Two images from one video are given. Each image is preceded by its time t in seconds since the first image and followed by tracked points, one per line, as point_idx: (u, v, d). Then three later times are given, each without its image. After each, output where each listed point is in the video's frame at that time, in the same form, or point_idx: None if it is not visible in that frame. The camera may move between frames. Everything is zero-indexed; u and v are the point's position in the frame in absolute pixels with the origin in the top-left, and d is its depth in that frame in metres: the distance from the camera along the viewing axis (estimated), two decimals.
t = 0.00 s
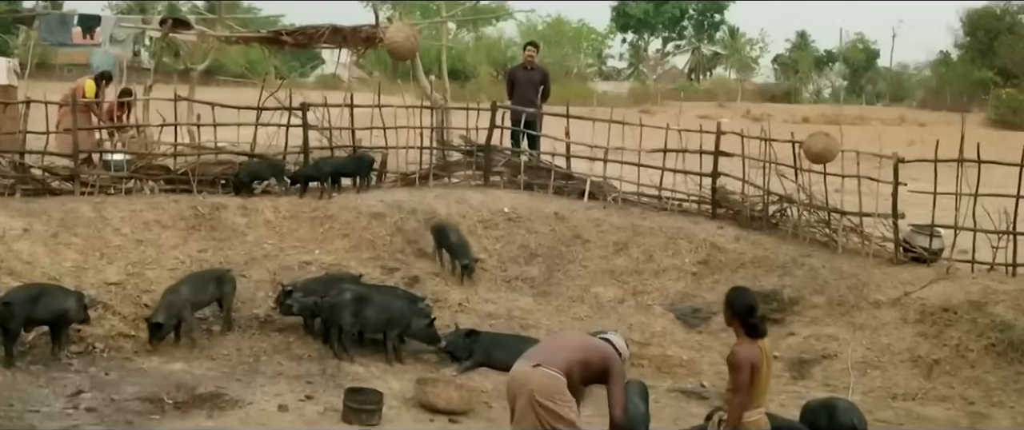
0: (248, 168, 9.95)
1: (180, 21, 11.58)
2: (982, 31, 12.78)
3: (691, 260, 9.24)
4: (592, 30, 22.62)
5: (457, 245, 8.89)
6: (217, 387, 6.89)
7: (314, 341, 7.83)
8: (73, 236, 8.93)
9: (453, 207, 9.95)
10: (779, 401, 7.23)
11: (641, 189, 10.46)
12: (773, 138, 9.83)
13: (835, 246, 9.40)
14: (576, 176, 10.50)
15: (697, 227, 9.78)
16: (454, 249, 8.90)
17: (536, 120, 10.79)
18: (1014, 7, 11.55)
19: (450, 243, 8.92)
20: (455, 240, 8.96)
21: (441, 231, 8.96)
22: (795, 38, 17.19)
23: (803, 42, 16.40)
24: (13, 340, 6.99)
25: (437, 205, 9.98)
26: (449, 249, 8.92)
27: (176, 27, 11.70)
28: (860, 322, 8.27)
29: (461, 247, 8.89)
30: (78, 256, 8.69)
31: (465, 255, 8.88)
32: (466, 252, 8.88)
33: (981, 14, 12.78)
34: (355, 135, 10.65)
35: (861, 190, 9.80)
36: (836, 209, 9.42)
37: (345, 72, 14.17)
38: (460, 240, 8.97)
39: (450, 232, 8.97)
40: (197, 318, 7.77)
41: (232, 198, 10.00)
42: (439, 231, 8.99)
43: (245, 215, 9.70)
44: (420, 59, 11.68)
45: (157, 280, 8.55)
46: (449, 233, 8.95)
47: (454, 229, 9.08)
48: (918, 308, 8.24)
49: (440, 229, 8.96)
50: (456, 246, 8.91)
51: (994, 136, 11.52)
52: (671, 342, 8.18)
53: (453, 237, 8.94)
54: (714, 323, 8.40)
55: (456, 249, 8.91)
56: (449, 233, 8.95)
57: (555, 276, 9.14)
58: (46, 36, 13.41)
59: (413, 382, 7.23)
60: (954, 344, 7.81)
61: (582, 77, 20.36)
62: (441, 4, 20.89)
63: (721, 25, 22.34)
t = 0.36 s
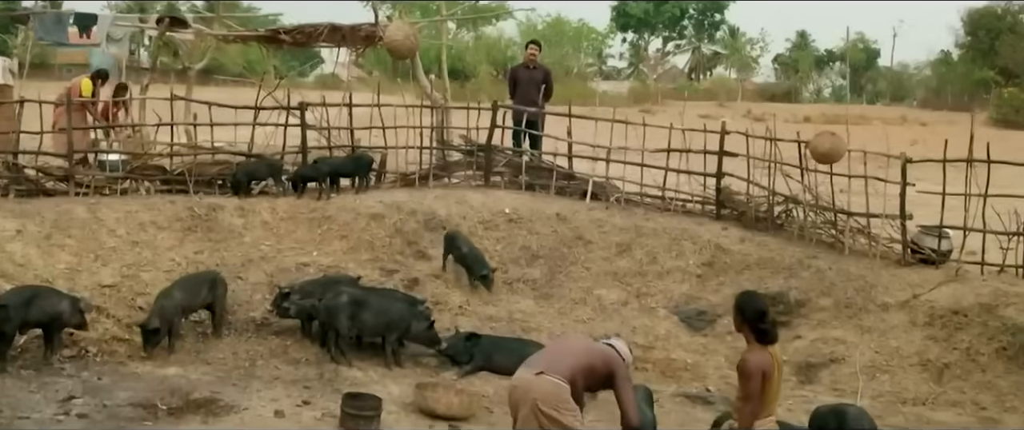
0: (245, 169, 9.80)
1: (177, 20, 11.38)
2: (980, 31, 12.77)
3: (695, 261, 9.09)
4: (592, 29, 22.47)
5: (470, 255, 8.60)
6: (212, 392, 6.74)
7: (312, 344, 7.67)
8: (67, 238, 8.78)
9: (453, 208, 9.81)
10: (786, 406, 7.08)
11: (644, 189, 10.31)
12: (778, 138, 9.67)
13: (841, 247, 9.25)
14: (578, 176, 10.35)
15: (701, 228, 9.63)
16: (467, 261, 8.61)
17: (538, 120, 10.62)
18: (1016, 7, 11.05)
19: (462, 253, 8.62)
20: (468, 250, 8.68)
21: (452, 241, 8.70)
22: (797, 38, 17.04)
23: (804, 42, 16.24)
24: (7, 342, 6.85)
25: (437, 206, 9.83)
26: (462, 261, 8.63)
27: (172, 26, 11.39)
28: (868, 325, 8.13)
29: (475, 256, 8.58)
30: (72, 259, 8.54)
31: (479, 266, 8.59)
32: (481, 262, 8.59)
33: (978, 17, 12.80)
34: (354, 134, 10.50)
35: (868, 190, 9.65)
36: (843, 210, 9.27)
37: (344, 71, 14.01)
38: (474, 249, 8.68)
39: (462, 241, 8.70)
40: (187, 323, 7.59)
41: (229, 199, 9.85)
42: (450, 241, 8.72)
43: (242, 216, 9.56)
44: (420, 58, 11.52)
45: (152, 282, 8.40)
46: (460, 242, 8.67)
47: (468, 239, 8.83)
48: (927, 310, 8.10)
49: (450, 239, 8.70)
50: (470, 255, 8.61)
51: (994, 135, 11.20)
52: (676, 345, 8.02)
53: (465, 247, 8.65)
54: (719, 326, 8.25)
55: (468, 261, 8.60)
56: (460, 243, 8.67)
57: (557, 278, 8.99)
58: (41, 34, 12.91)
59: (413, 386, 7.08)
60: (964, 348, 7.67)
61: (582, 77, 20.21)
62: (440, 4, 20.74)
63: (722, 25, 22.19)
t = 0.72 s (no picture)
0: (238, 169, 9.62)
1: (171, 17, 11.18)
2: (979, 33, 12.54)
3: (698, 264, 8.90)
4: (593, 29, 22.27)
5: (486, 263, 8.33)
6: (201, 398, 6.55)
7: (305, 348, 7.49)
8: (56, 239, 8.61)
9: (451, 209, 9.62)
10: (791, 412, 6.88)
11: (646, 188, 10.12)
12: (783, 137, 9.48)
13: (847, 249, 9.07)
14: (578, 176, 10.17)
15: (704, 230, 9.44)
16: (482, 269, 8.35)
17: (538, 119, 10.41)
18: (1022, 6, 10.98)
19: (478, 262, 8.37)
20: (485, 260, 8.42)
21: (468, 250, 8.46)
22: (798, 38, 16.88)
23: (806, 41, 16.04)
24: None
25: (434, 206, 9.64)
26: (478, 270, 8.37)
27: (166, 23, 11.22)
28: (875, 329, 7.94)
29: (491, 264, 8.32)
30: (61, 261, 8.36)
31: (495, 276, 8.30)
32: (497, 271, 8.32)
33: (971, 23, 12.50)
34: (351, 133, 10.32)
35: (875, 191, 9.45)
36: (849, 211, 9.08)
37: (341, 71, 13.81)
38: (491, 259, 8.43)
39: (479, 251, 8.45)
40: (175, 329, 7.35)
41: (223, 200, 9.66)
42: (466, 251, 8.48)
43: (236, 217, 9.39)
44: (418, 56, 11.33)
45: (143, 285, 8.21)
46: (476, 251, 8.43)
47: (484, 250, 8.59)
48: (936, 314, 7.91)
49: (466, 248, 8.45)
50: (487, 264, 8.35)
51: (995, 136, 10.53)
52: (678, 349, 7.82)
53: (481, 256, 8.40)
54: (723, 330, 8.06)
55: (484, 270, 8.33)
56: (477, 252, 8.43)
57: (557, 280, 8.79)
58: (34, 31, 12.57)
59: (408, 392, 6.89)
60: (973, 352, 7.48)
61: (583, 78, 20.00)
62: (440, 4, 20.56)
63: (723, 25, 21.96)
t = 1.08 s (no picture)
0: (230, 170, 9.41)
1: (164, 16, 10.97)
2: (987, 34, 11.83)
3: (701, 268, 8.68)
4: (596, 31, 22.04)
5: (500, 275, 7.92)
6: (187, 407, 6.33)
7: (296, 355, 7.26)
8: (43, 242, 8.40)
9: (448, 211, 9.40)
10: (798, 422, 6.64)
11: (648, 191, 9.89)
12: (788, 138, 9.26)
13: (853, 253, 8.85)
14: (578, 178, 9.94)
15: (707, 233, 9.21)
16: (496, 283, 7.96)
17: (537, 120, 10.19)
18: None
19: (490, 275, 7.98)
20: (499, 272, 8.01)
21: (480, 264, 8.08)
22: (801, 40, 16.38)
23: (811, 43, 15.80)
24: None
25: (431, 209, 9.42)
26: (492, 284, 7.99)
27: (158, 22, 10.97)
28: (883, 335, 7.71)
29: (504, 276, 7.91)
30: (47, 264, 8.15)
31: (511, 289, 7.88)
32: (512, 283, 7.89)
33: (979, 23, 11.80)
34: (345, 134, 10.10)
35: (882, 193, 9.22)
36: (856, 214, 8.86)
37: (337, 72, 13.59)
38: (506, 271, 8.02)
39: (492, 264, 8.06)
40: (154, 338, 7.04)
41: (214, 202, 9.45)
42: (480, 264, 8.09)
43: (228, 220, 9.18)
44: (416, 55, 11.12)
45: (130, 289, 7.99)
46: (489, 263, 8.04)
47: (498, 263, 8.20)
48: (946, 320, 7.70)
49: (478, 262, 8.09)
50: (500, 276, 7.94)
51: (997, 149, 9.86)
52: (681, 356, 7.59)
53: (494, 268, 8.00)
54: (726, 336, 7.84)
55: (499, 282, 7.93)
56: (490, 265, 8.04)
57: (557, 285, 8.56)
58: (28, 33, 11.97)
59: (402, 401, 6.66)
60: (986, 360, 7.26)
61: (584, 79, 19.73)
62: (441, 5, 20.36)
63: (726, 26, 21.68)
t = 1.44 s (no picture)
0: (221, 171, 9.14)
1: (154, 13, 10.70)
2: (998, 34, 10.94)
3: (705, 272, 8.42)
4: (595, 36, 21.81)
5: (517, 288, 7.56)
6: (170, 417, 6.06)
7: (286, 361, 7.00)
8: (26, 245, 8.15)
9: (444, 213, 9.14)
10: None
11: (650, 192, 9.62)
12: (794, 138, 9.00)
13: (862, 256, 8.59)
14: (578, 179, 9.69)
15: (711, 236, 8.95)
16: (510, 295, 7.59)
17: (536, 120, 9.92)
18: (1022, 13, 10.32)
19: (506, 286, 7.61)
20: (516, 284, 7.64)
21: (498, 273, 7.70)
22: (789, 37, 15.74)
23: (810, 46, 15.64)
24: None
25: (426, 211, 9.16)
26: (507, 295, 7.61)
27: (148, 19, 10.70)
28: (894, 341, 7.44)
29: (519, 290, 7.55)
30: (30, 268, 7.89)
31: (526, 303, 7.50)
32: (527, 297, 7.52)
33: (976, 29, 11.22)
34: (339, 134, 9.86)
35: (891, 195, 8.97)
36: (864, 216, 8.60)
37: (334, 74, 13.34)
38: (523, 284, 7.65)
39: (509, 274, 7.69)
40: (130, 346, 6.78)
41: (204, 204, 9.19)
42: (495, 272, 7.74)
43: (218, 222, 8.92)
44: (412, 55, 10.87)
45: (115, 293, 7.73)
46: (506, 274, 7.66)
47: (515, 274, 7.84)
48: (959, 325, 7.45)
49: (495, 271, 7.71)
50: (516, 288, 7.58)
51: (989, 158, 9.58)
52: (684, 363, 7.32)
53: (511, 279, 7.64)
54: (732, 342, 7.57)
55: (513, 294, 7.57)
56: (506, 275, 7.68)
57: (556, 289, 8.30)
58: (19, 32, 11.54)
59: (394, 409, 6.39)
60: (1001, 367, 7.00)
61: (584, 83, 19.44)
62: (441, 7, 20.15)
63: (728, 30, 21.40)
